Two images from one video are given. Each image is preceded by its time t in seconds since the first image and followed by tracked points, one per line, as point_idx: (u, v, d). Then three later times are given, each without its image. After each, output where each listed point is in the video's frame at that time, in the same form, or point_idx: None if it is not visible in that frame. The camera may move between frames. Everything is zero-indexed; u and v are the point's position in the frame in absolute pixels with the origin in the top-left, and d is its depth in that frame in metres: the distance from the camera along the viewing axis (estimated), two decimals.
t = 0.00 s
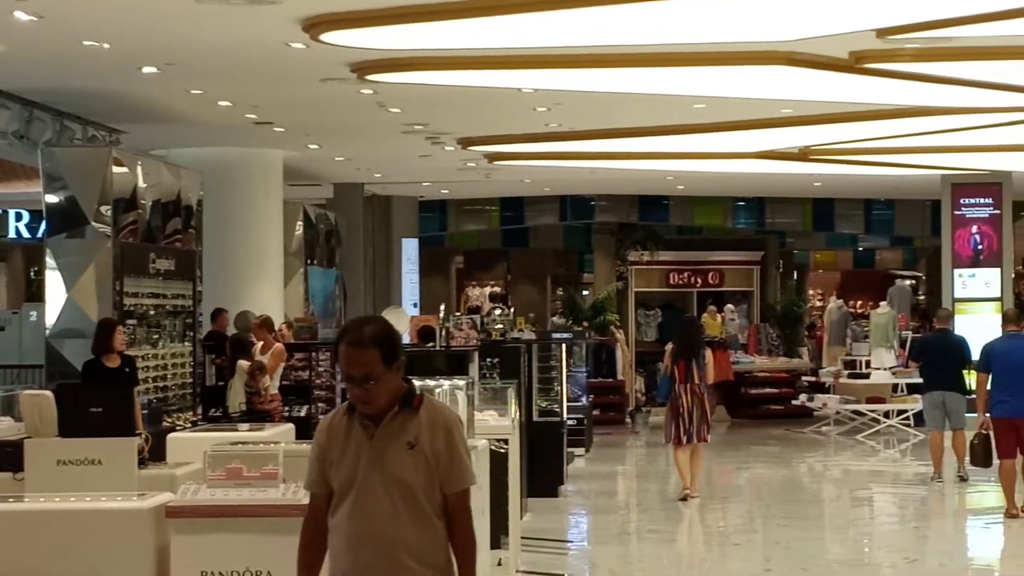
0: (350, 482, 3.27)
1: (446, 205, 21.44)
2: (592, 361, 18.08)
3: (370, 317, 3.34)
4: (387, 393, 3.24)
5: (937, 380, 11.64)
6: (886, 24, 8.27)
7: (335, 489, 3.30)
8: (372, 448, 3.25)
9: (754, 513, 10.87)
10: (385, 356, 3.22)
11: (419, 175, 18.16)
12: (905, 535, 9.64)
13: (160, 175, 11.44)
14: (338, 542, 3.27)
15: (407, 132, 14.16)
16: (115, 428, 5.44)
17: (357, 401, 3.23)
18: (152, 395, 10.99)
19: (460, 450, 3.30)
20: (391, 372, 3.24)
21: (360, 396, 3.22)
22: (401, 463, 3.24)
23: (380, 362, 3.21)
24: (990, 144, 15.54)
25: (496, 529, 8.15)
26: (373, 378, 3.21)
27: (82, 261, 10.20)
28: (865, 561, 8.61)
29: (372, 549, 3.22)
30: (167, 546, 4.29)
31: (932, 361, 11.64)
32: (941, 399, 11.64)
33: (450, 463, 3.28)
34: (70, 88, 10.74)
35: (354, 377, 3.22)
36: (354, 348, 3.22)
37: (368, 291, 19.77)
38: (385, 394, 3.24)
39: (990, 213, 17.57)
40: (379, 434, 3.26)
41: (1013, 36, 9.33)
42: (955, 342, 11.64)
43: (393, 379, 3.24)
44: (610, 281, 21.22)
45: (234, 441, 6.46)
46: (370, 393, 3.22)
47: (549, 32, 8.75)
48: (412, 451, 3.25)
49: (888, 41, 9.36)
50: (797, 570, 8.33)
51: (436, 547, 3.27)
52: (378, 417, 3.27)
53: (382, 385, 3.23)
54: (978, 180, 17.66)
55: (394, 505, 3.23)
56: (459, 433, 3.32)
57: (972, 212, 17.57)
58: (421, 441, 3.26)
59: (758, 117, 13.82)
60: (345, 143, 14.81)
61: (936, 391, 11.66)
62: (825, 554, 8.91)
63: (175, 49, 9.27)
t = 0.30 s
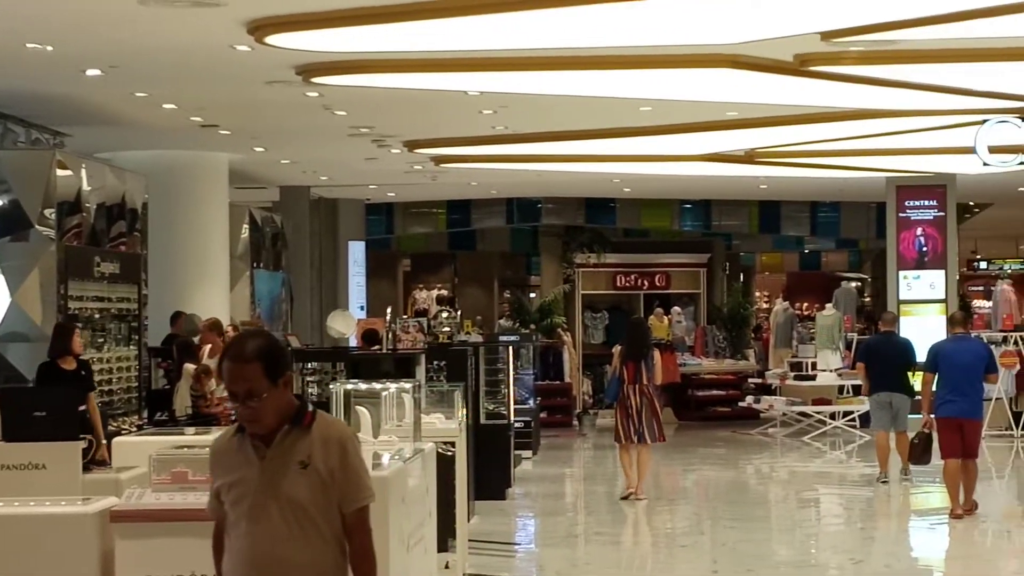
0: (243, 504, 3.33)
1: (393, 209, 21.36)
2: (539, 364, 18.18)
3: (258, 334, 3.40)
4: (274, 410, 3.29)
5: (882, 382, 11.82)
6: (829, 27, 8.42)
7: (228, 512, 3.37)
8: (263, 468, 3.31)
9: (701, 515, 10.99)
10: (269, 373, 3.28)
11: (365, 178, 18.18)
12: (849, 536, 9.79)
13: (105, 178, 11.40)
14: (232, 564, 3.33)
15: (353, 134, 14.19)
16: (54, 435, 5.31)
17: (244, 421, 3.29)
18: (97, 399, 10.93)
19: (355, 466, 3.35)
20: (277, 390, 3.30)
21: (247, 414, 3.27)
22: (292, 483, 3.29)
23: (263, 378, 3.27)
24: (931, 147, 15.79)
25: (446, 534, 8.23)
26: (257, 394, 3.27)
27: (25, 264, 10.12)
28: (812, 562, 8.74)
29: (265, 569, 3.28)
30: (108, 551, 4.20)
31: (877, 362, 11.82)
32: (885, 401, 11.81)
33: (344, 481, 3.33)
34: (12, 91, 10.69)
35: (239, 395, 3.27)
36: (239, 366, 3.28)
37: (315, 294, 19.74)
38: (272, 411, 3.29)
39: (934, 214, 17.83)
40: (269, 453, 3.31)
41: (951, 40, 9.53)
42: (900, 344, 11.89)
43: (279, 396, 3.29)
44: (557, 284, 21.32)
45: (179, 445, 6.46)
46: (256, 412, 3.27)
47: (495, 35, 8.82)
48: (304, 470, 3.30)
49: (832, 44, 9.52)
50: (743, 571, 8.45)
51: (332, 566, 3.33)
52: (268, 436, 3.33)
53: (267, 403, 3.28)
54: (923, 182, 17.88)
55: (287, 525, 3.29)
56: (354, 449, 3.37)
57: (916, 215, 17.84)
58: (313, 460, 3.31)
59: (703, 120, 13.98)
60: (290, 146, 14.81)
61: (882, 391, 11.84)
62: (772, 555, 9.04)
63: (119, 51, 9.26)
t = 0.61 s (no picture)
0: (142, 506, 3.18)
1: (363, 207, 21.05)
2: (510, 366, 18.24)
3: (164, 326, 3.27)
4: (178, 407, 3.16)
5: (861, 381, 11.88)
6: (798, 26, 8.47)
7: (125, 513, 3.21)
8: (166, 467, 3.17)
9: (674, 515, 11.04)
10: (175, 364, 3.15)
11: (336, 179, 18.18)
12: (821, 535, 9.86)
13: (73, 180, 11.35)
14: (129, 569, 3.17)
15: (323, 135, 14.17)
16: (28, 434, 5.23)
17: (147, 415, 3.15)
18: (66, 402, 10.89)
19: (264, 468, 3.23)
20: (182, 383, 3.16)
21: (150, 408, 3.13)
22: (199, 483, 3.16)
23: (169, 371, 3.13)
24: (900, 145, 15.90)
25: (417, 533, 8.19)
26: (162, 388, 3.14)
27: None
28: (784, 561, 8.80)
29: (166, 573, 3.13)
30: (82, 550, 4.26)
31: (856, 361, 11.86)
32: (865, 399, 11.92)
33: (254, 483, 3.21)
34: None
35: (141, 387, 3.13)
36: (143, 356, 3.14)
37: (285, 296, 19.70)
38: (176, 408, 3.16)
39: (904, 214, 17.98)
40: (174, 450, 3.17)
41: (919, 39, 9.61)
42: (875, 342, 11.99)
43: (183, 391, 3.16)
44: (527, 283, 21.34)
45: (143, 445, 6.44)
46: (159, 407, 3.14)
47: (465, 35, 8.84)
48: (211, 469, 3.17)
49: (802, 43, 9.59)
50: (716, 572, 8.49)
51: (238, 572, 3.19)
52: (172, 434, 3.19)
53: (171, 397, 3.15)
54: (892, 182, 18.06)
55: (191, 527, 3.15)
56: (264, 449, 3.25)
57: (887, 213, 17.99)
58: (221, 460, 3.18)
59: (674, 119, 14.03)
60: (260, 147, 14.78)
61: (860, 392, 11.94)
62: (744, 555, 9.10)
63: (87, 52, 9.24)
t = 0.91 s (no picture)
0: (47, 516, 2.95)
1: (330, 202, 21.30)
2: (477, 358, 18.37)
3: (80, 322, 3.05)
4: (88, 412, 2.94)
5: (827, 372, 12.06)
6: (765, 19, 8.57)
7: (27, 522, 2.98)
8: (76, 476, 2.95)
9: (639, 506, 11.17)
10: (89, 365, 2.93)
11: (304, 171, 18.20)
12: (785, 526, 9.98)
13: (39, 172, 11.35)
14: None
15: (290, 128, 14.20)
16: None
17: (55, 417, 2.92)
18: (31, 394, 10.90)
19: (178, 482, 3.02)
20: (94, 385, 2.94)
21: (58, 410, 2.91)
22: (109, 495, 2.94)
23: (81, 371, 2.92)
24: (865, 138, 16.06)
25: (385, 526, 8.28)
26: (72, 388, 2.92)
27: None
28: (749, 552, 8.92)
29: None
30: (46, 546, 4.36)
31: (820, 354, 12.08)
32: (830, 390, 12.04)
33: (168, 497, 3.01)
34: None
35: (51, 385, 2.92)
36: (55, 352, 2.93)
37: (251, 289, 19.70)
38: (87, 411, 2.93)
39: (871, 207, 18.18)
40: (82, 458, 2.96)
41: (883, 33, 9.73)
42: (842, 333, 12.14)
43: (96, 394, 2.94)
44: (495, 276, 21.40)
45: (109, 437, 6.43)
46: (69, 410, 2.92)
47: (434, 27, 8.88)
48: (123, 482, 2.96)
49: (768, 36, 9.69)
50: (681, 562, 8.61)
51: None
52: (82, 440, 2.97)
53: (82, 399, 2.93)
54: (858, 175, 18.22)
55: (98, 541, 2.94)
56: (178, 462, 3.04)
57: (853, 206, 18.19)
58: (134, 472, 2.97)
59: (640, 113, 14.15)
60: (227, 140, 14.80)
61: (825, 382, 12.06)
62: (709, 546, 9.21)
63: (51, 44, 9.24)
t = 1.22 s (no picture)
0: None
1: (283, 204, 21.32)
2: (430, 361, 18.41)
3: None
4: None
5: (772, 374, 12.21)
6: (716, 21, 8.70)
7: None
8: None
9: (594, 508, 11.26)
10: None
11: (254, 174, 18.13)
12: (740, 527, 10.11)
13: None
14: None
15: (241, 130, 14.18)
16: None
17: None
18: None
19: (67, 483, 3.50)
20: None
21: None
22: None
23: None
24: (816, 140, 16.26)
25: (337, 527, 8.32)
26: None
27: None
28: (704, 553, 9.03)
29: None
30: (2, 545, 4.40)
31: (765, 356, 12.23)
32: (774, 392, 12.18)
33: (58, 498, 3.48)
34: None
35: None
36: None
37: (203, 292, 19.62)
38: None
39: (823, 208, 18.40)
40: None
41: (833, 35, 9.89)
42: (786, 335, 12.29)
43: None
44: (448, 279, 21.44)
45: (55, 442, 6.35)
46: None
47: (391, 29, 8.94)
48: (11, 482, 3.44)
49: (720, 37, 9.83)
50: (636, 563, 8.70)
51: None
52: None
53: None
54: (810, 176, 18.43)
55: None
56: (68, 465, 3.52)
57: (804, 208, 18.41)
58: (24, 475, 3.45)
59: (592, 114, 14.25)
60: (179, 142, 14.75)
61: (771, 383, 12.21)
62: (665, 547, 9.32)
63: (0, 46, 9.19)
